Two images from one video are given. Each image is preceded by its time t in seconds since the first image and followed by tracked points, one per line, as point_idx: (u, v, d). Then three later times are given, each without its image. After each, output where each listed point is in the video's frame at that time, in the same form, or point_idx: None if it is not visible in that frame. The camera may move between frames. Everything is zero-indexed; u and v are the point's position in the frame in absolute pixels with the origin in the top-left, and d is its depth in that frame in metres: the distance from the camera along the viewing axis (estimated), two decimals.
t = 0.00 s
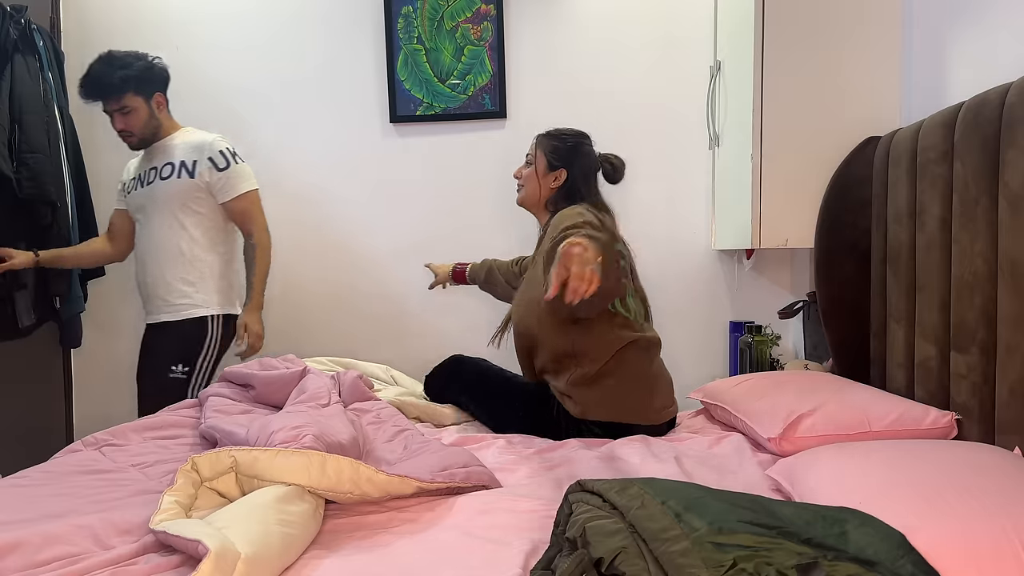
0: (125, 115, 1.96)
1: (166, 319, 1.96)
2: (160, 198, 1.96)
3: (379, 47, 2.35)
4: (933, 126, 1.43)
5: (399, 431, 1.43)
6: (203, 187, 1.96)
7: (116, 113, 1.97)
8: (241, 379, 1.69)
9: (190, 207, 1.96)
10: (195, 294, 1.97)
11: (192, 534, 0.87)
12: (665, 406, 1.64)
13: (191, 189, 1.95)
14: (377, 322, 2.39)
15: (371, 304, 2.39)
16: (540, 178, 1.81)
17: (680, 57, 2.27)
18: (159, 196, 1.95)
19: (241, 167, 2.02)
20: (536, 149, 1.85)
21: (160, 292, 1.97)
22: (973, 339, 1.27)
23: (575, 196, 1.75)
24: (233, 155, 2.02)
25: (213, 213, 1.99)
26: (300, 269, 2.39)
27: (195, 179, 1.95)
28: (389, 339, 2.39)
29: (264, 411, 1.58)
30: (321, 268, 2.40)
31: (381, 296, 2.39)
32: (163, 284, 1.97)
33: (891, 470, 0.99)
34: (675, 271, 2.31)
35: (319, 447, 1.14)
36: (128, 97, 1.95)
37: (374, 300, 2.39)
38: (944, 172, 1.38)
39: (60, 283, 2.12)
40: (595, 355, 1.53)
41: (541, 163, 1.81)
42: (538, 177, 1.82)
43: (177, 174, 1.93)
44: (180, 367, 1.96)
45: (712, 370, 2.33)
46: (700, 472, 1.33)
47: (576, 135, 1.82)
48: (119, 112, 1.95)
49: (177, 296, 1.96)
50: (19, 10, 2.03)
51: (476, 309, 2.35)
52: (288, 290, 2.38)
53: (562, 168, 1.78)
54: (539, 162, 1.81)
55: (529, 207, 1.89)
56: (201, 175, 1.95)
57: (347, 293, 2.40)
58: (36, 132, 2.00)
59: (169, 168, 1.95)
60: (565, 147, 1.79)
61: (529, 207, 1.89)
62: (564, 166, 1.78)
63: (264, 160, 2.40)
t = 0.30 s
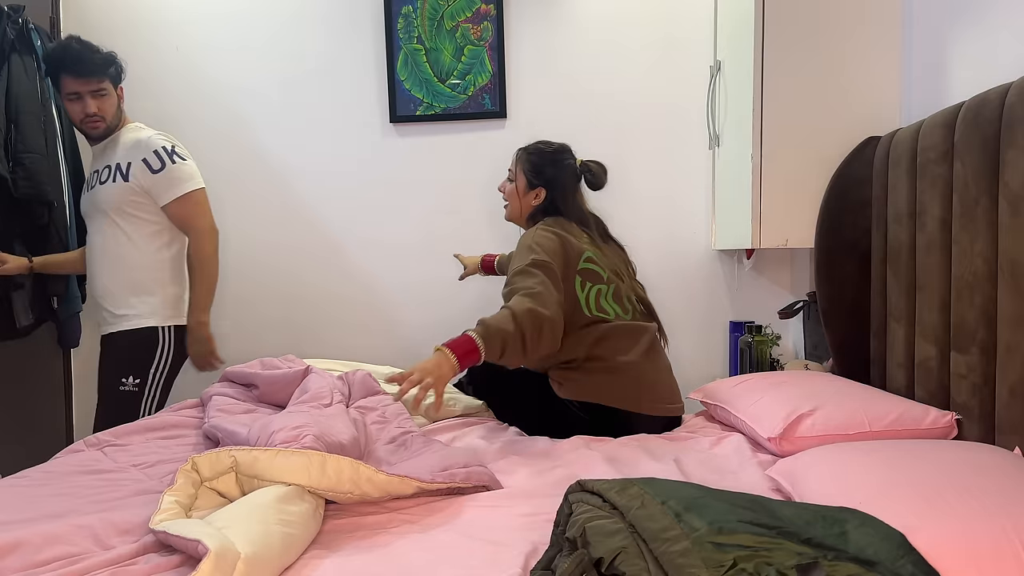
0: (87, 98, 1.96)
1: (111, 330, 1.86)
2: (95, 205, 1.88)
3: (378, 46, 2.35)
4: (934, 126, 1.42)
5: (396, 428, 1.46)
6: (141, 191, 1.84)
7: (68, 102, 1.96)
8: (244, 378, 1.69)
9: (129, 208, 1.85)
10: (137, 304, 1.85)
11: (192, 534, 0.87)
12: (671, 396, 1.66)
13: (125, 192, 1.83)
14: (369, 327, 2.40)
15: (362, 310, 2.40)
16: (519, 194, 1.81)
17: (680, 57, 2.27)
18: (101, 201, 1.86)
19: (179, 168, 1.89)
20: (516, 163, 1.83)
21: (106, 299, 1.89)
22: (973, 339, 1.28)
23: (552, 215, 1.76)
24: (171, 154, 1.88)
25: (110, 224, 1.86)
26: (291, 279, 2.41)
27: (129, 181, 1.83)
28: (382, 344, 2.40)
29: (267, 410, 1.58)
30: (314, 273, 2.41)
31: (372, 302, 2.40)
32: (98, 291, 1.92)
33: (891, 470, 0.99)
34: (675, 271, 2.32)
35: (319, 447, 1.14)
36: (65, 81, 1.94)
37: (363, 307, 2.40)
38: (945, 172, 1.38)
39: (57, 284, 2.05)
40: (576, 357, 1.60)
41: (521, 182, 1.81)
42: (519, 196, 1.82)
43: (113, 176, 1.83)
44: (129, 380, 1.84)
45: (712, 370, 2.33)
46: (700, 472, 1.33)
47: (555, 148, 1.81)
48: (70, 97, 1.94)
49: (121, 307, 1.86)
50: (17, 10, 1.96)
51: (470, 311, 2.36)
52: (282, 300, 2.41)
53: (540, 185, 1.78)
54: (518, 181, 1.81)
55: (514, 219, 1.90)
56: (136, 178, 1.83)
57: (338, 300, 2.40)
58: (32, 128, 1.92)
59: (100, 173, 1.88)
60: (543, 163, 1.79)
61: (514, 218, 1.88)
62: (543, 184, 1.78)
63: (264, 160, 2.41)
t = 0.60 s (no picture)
0: (79, 82, 1.83)
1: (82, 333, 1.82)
2: (71, 196, 1.79)
3: (378, 46, 2.35)
4: (934, 126, 1.42)
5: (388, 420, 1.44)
6: (127, 181, 1.83)
7: (61, 84, 1.81)
8: (249, 378, 1.69)
9: (113, 202, 1.82)
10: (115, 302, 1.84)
11: (193, 533, 0.87)
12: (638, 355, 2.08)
13: (110, 184, 1.81)
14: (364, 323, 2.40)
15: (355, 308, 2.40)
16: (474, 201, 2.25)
17: (680, 57, 2.27)
18: (80, 190, 1.80)
19: (166, 162, 1.93)
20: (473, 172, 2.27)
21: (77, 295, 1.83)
22: (973, 339, 1.28)
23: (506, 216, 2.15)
24: (161, 147, 1.92)
25: (87, 223, 1.81)
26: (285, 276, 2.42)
27: (115, 172, 1.81)
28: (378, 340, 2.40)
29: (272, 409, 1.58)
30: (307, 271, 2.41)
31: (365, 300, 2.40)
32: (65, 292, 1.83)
33: (891, 471, 0.99)
34: (675, 272, 2.32)
35: (321, 446, 1.14)
36: (66, 59, 1.82)
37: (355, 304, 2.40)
38: (945, 172, 1.38)
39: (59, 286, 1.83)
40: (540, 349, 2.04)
41: (477, 189, 2.25)
42: (474, 202, 2.24)
43: (95, 167, 1.79)
44: (123, 386, 1.87)
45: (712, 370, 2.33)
46: (701, 471, 1.33)
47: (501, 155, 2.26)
48: (70, 78, 1.82)
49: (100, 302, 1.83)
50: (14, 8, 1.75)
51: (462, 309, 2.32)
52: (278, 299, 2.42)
53: (494, 195, 2.22)
54: (473, 189, 2.26)
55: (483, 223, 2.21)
56: (123, 166, 1.83)
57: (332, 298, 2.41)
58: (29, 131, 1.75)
59: (73, 164, 1.80)
60: (494, 171, 2.24)
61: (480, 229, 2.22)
62: (496, 194, 2.22)
63: (265, 160, 2.41)
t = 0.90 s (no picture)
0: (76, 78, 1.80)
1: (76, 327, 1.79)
2: (60, 193, 1.74)
3: (379, 45, 2.35)
4: (934, 126, 1.42)
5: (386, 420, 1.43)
6: (124, 184, 1.81)
7: (57, 78, 1.78)
8: (248, 378, 1.69)
9: (106, 202, 1.78)
10: (111, 299, 1.82)
11: (193, 533, 0.87)
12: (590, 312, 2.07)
13: (110, 183, 1.78)
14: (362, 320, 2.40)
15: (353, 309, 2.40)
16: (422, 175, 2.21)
17: (680, 57, 2.27)
18: (72, 188, 1.74)
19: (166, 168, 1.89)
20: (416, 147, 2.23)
21: (64, 296, 1.78)
22: (973, 338, 1.28)
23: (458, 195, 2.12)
24: (158, 152, 1.89)
25: (77, 220, 1.76)
26: (284, 277, 2.41)
27: (113, 174, 1.79)
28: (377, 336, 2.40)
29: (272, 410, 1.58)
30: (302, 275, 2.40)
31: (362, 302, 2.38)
32: (48, 292, 1.78)
33: (891, 471, 0.99)
34: (675, 272, 2.32)
35: (321, 446, 1.14)
36: (63, 54, 1.78)
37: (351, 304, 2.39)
38: (945, 172, 1.38)
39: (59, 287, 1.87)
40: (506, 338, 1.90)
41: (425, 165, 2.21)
42: (422, 178, 2.21)
43: (94, 166, 1.76)
44: (117, 385, 1.84)
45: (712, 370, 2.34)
46: (702, 471, 1.33)
47: (449, 133, 2.16)
48: (66, 74, 1.78)
49: (88, 304, 1.80)
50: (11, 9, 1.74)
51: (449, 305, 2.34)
52: (275, 300, 2.40)
53: (443, 169, 2.17)
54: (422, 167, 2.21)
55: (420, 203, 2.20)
56: (121, 169, 1.80)
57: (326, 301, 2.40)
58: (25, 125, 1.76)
59: (64, 162, 1.75)
60: (442, 148, 2.16)
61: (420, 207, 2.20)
62: (444, 167, 2.17)
63: (266, 160, 2.41)
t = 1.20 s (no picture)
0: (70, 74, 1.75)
1: (71, 327, 1.75)
2: (55, 196, 1.74)
3: (379, 45, 2.35)
4: (933, 126, 1.42)
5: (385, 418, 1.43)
6: (119, 186, 1.80)
7: (50, 73, 1.73)
8: (246, 378, 1.69)
9: (100, 203, 1.78)
10: (109, 299, 1.80)
11: (193, 533, 0.87)
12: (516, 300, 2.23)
13: (103, 185, 1.76)
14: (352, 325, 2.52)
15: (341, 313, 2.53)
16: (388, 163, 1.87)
17: (680, 56, 2.28)
18: (65, 191, 1.73)
19: (160, 173, 1.87)
20: (378, 133, 1.89)
21: (61, 295, 1.75)
22: (973, 339, 1.28)
23: (428, 191, 1.89)
24: (155, 158, 1.87)
25: (71, 220, 1.76)
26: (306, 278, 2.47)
27: (110, 177, 1.77)
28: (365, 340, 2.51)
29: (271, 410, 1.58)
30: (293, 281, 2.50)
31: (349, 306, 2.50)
32: (43, 292, 1.76)
33: (890, 471, 0.99)
34: (675, 272, 2.33)
35: (321, 447, 1.14)
36: (58, 50, 1.73)
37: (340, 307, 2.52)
38: (945, 172, 1.38)
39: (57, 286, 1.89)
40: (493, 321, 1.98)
41: (392, 153, 1.88)
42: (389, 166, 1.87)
43: (90, 169, 1.74)
44: (117, 385, 1.80)
45: (712, 370, 2.35)
46: (702, 471, 1.33)
47: (415, 129, 1.90)
48: (60, 68, 1.73)
49: (85, 302, 1.76)
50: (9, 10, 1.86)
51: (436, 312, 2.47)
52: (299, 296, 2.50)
53: (411, 159, 1.89)
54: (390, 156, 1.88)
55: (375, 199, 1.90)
56: (118, 174, 1.79)
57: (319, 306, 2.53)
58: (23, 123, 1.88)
59: (58, 161, 1.74)
60: (412, 142, 1.90)
61: (378, 201, 1.90)
62: (413, 158, 1.89)
63: (267, 159, 2.41)
